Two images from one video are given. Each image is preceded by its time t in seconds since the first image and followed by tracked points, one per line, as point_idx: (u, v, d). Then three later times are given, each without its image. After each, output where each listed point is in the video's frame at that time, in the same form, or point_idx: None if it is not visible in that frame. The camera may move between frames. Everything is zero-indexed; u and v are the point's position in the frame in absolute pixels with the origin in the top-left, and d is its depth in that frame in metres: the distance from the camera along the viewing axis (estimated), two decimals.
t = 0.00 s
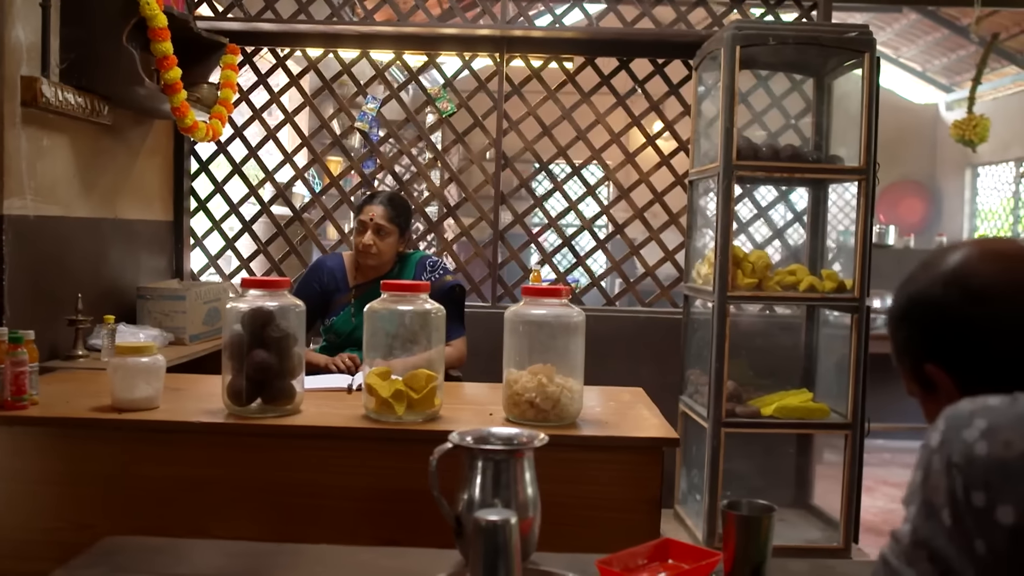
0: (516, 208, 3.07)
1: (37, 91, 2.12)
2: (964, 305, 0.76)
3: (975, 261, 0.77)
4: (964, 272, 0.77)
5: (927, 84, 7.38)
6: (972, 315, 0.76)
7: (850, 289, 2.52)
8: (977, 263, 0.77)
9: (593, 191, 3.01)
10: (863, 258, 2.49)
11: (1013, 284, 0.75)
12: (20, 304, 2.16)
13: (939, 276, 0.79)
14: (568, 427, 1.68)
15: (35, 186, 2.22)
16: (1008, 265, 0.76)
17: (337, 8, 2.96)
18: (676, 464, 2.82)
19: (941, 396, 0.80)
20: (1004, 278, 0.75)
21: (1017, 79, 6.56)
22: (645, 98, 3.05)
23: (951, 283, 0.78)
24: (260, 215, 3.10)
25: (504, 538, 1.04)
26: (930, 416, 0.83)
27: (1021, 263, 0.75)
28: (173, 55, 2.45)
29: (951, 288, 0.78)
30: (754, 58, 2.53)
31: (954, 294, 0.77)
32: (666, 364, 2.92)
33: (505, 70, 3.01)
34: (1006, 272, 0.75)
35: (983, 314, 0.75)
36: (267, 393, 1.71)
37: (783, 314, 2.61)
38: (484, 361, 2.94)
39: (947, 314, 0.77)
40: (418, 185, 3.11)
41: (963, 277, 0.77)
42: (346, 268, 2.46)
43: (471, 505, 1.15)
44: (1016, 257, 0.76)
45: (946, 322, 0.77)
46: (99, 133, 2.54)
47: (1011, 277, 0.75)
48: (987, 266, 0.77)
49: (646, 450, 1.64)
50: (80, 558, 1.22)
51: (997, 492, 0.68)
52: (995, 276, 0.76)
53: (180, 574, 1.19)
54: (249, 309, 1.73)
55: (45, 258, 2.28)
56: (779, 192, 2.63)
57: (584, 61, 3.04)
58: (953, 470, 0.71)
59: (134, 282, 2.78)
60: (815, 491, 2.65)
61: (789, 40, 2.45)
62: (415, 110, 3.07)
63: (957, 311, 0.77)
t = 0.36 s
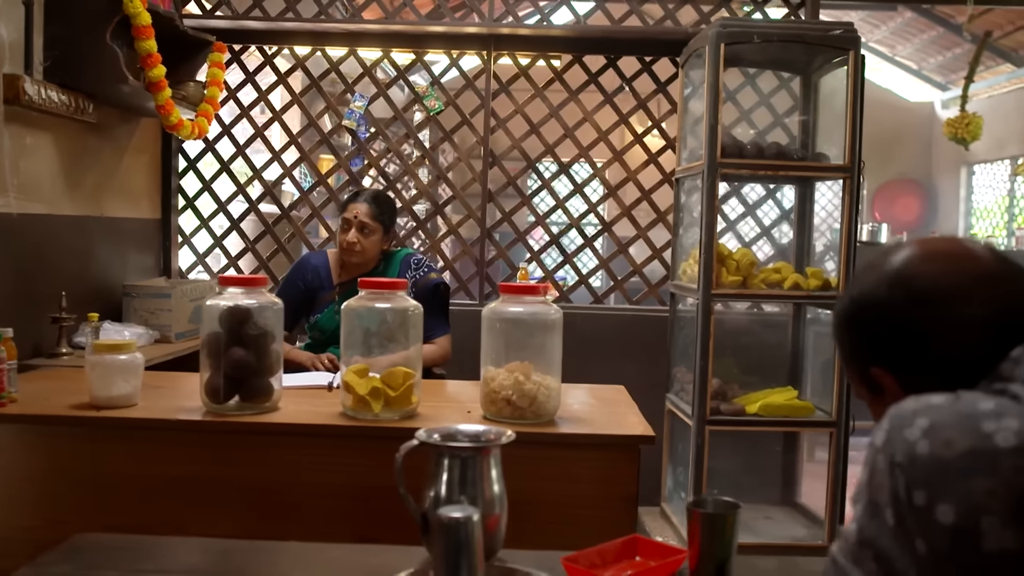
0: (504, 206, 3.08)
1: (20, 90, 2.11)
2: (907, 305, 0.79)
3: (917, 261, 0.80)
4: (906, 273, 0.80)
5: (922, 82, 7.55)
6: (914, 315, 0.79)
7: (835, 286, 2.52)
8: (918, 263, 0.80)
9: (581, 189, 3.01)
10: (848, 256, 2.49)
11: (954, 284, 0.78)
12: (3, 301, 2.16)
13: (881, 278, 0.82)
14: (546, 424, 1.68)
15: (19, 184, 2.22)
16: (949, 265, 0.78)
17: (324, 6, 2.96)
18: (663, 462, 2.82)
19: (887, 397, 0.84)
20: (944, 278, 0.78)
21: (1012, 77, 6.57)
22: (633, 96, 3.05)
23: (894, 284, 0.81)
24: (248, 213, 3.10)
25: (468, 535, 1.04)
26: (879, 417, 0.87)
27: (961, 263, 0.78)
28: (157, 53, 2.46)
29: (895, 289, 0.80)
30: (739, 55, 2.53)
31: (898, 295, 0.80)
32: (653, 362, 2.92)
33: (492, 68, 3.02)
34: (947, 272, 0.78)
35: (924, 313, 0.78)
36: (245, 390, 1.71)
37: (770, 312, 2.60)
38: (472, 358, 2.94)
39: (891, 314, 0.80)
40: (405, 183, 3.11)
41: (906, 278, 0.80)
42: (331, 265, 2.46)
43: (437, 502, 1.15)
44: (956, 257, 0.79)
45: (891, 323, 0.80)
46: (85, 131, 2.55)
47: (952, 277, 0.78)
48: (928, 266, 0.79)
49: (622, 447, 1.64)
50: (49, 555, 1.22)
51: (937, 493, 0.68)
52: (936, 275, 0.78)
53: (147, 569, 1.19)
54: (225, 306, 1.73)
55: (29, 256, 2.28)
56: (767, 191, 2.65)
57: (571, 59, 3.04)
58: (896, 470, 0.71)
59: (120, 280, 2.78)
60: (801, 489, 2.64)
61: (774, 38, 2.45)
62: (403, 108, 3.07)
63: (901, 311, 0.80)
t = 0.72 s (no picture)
0: (488, 205, 3.08)
1: None
2: (849, 303, 0.79)
3: (860, 260, 0.80)
4: (849, 272, 0.80)
5: (916, 80, 7.54)
6: (856, 314, 0.79)
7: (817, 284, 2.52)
8: (862, 262, 0.80)
9: (566, 187, 3.01)
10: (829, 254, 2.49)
11: (895, 282, 0.77)
12: None
13: (825, 276, 0.82)
14: (519, 422, 1.68)
15: None
16: (891, 264, 0.78)
17: (309, 4, 2.96)
18: (646, 460, 2.82)
19: (831, 395, 0.84)
20: (886, 277, 0.78)
21: (1005, 75, 6.58)
22: (618, 95, 3.05)
23: (837, 282, 0.80)
24: (233, 211, 3.10)
25: (425, 534, 1.05)
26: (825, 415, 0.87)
27: (903, 261, 0.78)
28: (139, 52, 2.46)
29: (838, 287, 0.80)
30: (721, 54, 2.53)
31: (840, 293, 0.80)
32: (637, 361, 2.92)
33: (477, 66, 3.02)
34: (890, 270, 0.78)
35: (866, 312, 0.78)
36: (217, 388, 1.72)
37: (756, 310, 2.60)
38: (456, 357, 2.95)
39: (833, 313, 0.80)
40: (390, 181, 3.11)
41: (848, 277, 0.80)
42: (312, 264, 2.47)
43: (397, 499, 1.16)
44: (899, 255, 0.79)
45: (833, 321, 0.80)
46: (67, 130, 2.55)
47: (894, 276, 0.78)
48: (871, 264, 0.79)
49: (593, 446, 1.65)
50: (13, 553, 1.22)
51: (867, 491, 0.69)
52: (879, 274, 0.78)
53: (111, 566, 1.19)
54: (198, 304, 1.73)
55: (9, 255, 2.28)
56: (751, 189, 2.65)
57: (556, 57, 3.05)
58: (830, 468, 0.72)
59: (104, 279, 2.78)
60: (784, 487, 2.65)
61: (754, 36, 2.45)
62: (388, 107, 3.08)
63: (843, 310, 0.80)
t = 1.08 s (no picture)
0: (472, 204, 3.08)
1: None
2: (787, 303, 0.79)
3: (799, 259, 0.80)
4: (789, 271, 0.80)
5: (909, 79, 7.48)
6: (793, 314, 0.79)
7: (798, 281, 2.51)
8: (801, 261, 0.80)
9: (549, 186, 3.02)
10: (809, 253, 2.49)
11: (832, 281, 0.77)
12: None
13: (766, 274, 0.82)
14: (490, 421, 1.68)
15: None
16: (829, 263, 0.78)
17: (291, 4, 2.96)
18: (629, 459, 2.82)
19: (772, 394, 0.85)
20: (823, 277, 0.78)
21: (997, 74, 6.59)
22: (601, 94, 3.04)
23: (777, 281, 0.80)
24: (217, 211, 3.10)
25: (378, 532, 1.05)
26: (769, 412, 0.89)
27: (841, 260, 0.78)
28: (118, 51, 2.45)
29: (777, 286, 0.80)
30: (701, 53, 2.53)
31: (780, 292, 0.80)
32: (620, 360, 2.92)
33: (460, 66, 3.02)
34: (828, 269, 0.78)
35: (803, 312, 0.78)
36: (189, 387, 1.72)
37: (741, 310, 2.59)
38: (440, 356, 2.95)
39: (772, 312, 0.80)
40: (373, 180, 3.11)
41: (787, 276, 0.80)
42: (292, 264, 2.47)
43: (356, 497, 1.16)
44: (838, 254, 0.79)
45: (773, 320, 0.80)
46: (47, 129, 2.55)
47: (831, 275, 0.78)
48: (810, 263, 0.79)
49: (565, 445, 1.65)
50: None
51: (797, 490, 0.72)
52: (816, 273, 0.78)
53: (71, 564, 1.19)
54: (170, 303, 1.73)
55: None
56: (735, 187, 2.66)
57: (540, 57, 3.05)
58: (763, 466, 0.75)
59: (86, 278, 2.78)
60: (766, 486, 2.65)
61: (735, 35, 2.45)
62: (372, 107, 3.08)
63: (783, 309, 0.80)
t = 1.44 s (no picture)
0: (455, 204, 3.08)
1: None
2: (730, 301, 0.79)
3: (742, 256, 0.80)
4: (732, 269, 0.79)
5: (899, 79, 7.47)
6: (736, 314, 0.79)
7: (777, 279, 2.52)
8: (744, 258, 0.79)
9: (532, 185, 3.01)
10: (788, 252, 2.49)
11: (776, 280, 0.77)
12: None
13: (708, 270, 0.82)
14: (461, 420, 1.68)
15: None
16: (773, 261, 0.78)
17: (273, 3, 2.96)
18: (610, 458, 2.83)
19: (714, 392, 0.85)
20: (767, 276, 0.78)
21: (987, 74, 6.61)
22: (584, 93, 3.05)
23: (720, 280, 0.80)
24: (200, 210, 3.10)
25: (333, 529, 1.05)
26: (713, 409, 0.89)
27: (785, 258, 0.78)
28: (96, 50, 2.45)
29: (720, 285, 0.80)
30: (679, 53, 2.53)
31: (723, 291, 0.80)
32: (601, 359, 2.93)
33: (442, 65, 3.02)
34: (772, 267, 0.78)
35: (746, 311, 0.78)
36: (160, 386, 1.72)
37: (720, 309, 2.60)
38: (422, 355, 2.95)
39: (716, 310, 0.80)
40: (356, 180, 3.12)
41: (731, 274, 0.79)
42: (271, 263, 2.47)
43: (315, 496, 1.16)
44: (781, 251, 0.79)
45: (716, 319, 0.80)
46: (26, 129, 2.55)
47: (774, 274, 0.78)
48: (754, 261, 0.79)
49: (536, 445, 1.65)
50: None
51: (726, 488, 0.72)
52: (760, 272, 0.78)
53: (29, 564, 1.19)
54: (142, 303, 1.72)
55: None
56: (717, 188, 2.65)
57: (522, 56, 3.05)
58: (696, 465, 0.75)
59: (67, 278, 2.78)
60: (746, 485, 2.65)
61: (713, 34, 2.45)
62: (354, 106, 3.08)
63: (722, 307, 0.80)
